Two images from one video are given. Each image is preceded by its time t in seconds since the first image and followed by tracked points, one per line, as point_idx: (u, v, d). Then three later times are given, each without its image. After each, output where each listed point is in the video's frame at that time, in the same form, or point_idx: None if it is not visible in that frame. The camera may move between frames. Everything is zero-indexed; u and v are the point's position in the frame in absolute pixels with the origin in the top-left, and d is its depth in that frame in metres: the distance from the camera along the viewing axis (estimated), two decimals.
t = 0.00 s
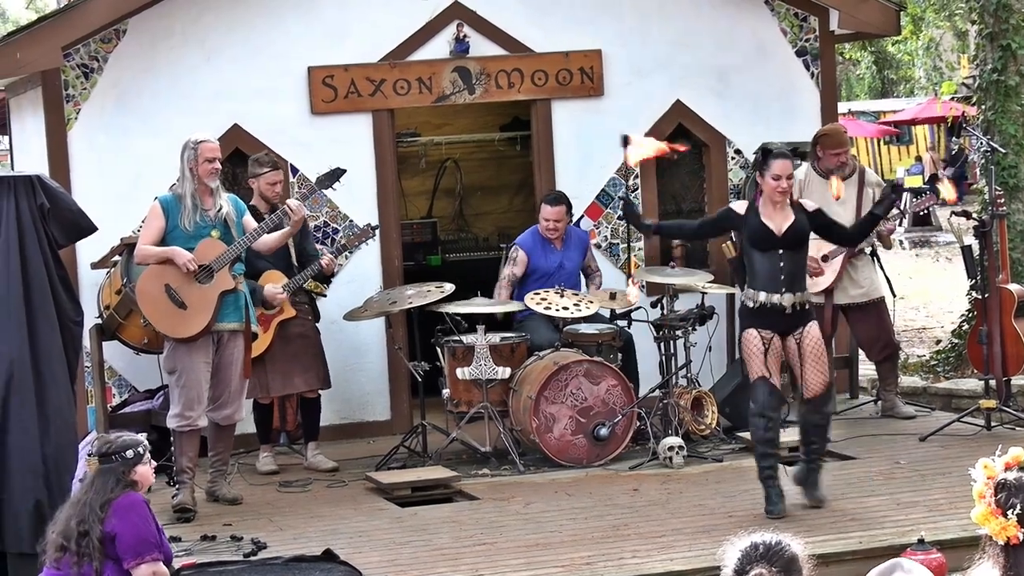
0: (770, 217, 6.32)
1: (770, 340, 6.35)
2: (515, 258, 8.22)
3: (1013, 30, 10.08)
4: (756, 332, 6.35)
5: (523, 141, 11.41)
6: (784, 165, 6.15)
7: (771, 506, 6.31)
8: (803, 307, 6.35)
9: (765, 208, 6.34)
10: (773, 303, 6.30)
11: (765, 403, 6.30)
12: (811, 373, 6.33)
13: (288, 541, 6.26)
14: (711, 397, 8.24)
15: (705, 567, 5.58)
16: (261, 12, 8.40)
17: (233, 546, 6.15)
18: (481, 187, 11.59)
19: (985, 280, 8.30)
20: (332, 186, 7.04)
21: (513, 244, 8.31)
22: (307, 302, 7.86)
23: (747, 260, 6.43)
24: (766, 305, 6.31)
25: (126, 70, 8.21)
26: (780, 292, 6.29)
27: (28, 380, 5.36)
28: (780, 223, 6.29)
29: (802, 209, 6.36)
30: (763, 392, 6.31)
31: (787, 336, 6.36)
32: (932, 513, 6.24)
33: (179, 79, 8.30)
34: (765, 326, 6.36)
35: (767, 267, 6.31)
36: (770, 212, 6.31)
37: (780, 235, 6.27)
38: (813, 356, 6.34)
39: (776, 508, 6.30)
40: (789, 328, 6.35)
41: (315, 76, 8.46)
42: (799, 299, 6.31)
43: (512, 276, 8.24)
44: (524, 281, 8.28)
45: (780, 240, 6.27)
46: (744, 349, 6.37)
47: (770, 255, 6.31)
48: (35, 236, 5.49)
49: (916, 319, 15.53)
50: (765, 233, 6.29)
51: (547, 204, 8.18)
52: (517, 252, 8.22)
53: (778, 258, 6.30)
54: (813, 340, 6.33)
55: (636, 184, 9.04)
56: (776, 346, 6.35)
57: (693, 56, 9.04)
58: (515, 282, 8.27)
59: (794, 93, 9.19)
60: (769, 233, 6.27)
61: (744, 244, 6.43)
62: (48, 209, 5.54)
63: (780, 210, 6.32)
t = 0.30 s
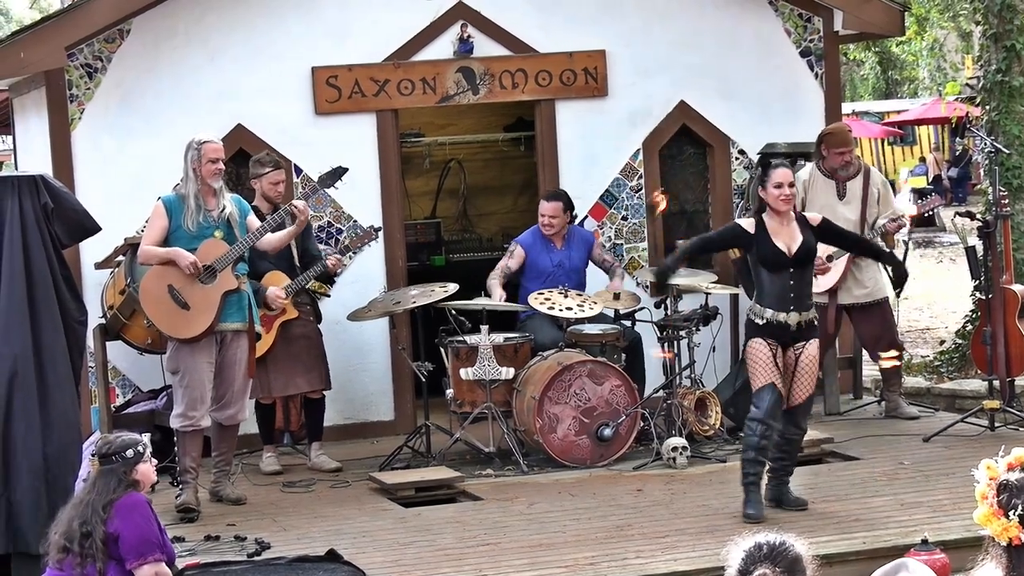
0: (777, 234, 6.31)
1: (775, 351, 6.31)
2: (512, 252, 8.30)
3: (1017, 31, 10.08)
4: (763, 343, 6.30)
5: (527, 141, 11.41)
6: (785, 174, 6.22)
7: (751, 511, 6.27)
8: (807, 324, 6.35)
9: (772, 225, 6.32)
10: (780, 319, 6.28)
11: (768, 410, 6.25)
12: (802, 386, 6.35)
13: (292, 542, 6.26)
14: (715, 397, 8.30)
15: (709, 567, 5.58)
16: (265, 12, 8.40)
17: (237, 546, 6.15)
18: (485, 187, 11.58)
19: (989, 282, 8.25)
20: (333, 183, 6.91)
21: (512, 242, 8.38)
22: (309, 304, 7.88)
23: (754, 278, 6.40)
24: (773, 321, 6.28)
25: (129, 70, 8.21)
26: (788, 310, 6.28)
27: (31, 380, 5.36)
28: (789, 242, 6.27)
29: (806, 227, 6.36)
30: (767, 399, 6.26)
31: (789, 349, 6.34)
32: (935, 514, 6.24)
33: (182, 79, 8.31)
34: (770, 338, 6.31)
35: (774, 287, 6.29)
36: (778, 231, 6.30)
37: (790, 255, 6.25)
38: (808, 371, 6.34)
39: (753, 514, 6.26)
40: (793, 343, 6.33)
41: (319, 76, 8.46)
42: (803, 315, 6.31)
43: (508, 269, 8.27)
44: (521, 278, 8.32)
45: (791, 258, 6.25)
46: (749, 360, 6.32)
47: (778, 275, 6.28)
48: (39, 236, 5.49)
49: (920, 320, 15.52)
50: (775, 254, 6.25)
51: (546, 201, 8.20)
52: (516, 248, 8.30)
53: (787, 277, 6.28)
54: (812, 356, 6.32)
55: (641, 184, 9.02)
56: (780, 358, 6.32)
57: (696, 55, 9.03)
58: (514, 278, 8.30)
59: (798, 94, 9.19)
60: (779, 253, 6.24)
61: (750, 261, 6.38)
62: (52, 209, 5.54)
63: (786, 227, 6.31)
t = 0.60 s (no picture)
0: (774, 237, 6.32)
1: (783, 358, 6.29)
2: (515, 250, 8.24)
3: (1018, 31, 10.07)
4: (768, 351, 6.28)
5: (529, 141, 11.41)
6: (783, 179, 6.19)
7: (789, 507, 6.29)
8: (807, 329, 6.32)
9: (767, 229, 6.34)
10: (780, 324, 6.27)
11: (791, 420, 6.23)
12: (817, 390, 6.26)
13: (294, 542, 6.27)
14: (717, 397, 8.21)
15: (711, 567, 5.58)
16: (266, 12, 8.41)
17: (239, 546, 6.16)
18: (486, 187, 11.59)
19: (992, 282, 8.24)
20: (335, 182, 6.87)
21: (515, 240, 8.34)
22: (312, 302, 7.88)
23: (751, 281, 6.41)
24: (773, 326, 6.27)
25: (131, 70, 8.22)
26: (788, 314, 6.27)
27: (33, 380, 5.36)
28: (786, 245, 6.30)
29: (803, 230, 6.37)
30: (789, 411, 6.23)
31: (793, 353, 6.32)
32: (937, 514, 6.24)
33: (184, 79, 8.31)
34: (775, 344, 6.29)
35: (771, 290, 6.31)
36: (775, 234, 6.31)
37: (787, 257, 6.28)
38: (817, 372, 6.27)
39: (795, 509, 6.28)
40: (798, 345, 6.31)
41: (321, 76, 8.47)
42: (803, 321, 6.29)
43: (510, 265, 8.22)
44: (523, 277, 8.32)
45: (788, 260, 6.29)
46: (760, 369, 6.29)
47: (775, 276, 6.31)
48: (40, 236, 5.49)
49: (922, 319, 15.52)
50: (773, 256, 6.29)
51: (549, 202, 8.22)
52: (519, 245, 8.25)
53: (784, 279, 6.31)
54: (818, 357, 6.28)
55: (643, 184, 9.03)
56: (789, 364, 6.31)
57: (698, 55, 9.03)
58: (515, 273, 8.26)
59: (801, 93, 9.19)
60: (776, 255, 6.28)
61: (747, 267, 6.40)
62: (54, 209, 5.55)
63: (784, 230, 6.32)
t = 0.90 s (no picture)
0: (777, 237, 6.28)
1: (787, 359, 6.26)
2: (516, 252, 8.25)
3: (1018, 30, 10.07)
4: (771, 354, 6.25)
5: (529, 141, 11.41)
6: (781, 180, 6.16)
7: (789, 507, 6.30)
8: (811, 329, 6.28)
9: (768, 230, 6.30)
10: (786, 324, 6.23)
11: (796, 426, 6.26)
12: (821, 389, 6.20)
13: (295, 542, 6.27)
14: (717, 396, 8.23)
15: (712, 567, 5.58)
16: (267, 11, 8.41)
17: (239, 546, 6.16)
18: (486, 187, 11.58)
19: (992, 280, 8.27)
20: (336, 182, 6.89)
21: (515, 241, 8.33)
22: (311, 302, 7.89)
23: (755, 280, 6.37)
24: (778, 325, 6.23)
25: (131, 70, 8.22)
26: (793, 313, 6.24)
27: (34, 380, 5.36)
28: (789, 244, 6.27)
29: (803, 231, 6.35)
30: (792, 418, 6.27)
31: (797, 351, 6.27)
32: (937, 513, 6.24)
33: (184, 79, 8.31)
34: (780, 345, 6.25)
35: (777, 289, 6.25)
36: (777, 234, 6.28)
37: (793, 256, 6.24)
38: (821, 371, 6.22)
39: (795, 509, 6.29)
40: (800, 343, 6.26)
41: (321, 76, 8.47)
42: (807, 321, 6.25)
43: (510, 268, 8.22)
44: (525, 277, 8.32)
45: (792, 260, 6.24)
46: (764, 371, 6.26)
47: (782, 276, 6.25)
48: (41, 236, 5.49)
49: (921, 319, 15.52)
50: (778, 257, 6.24)
51: (550, 201, 8.21)
52: (519, 247, 8.25)
53: (790, 279, 6.25)
54: (821, 353, 6.22)
55: (643, 183, 9.03)
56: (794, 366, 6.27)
57: (699, 55, 9.03)
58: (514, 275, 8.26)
59: (801, 93, 9.19)
60: (784, 255, 6.23)
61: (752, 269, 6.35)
62: (54, 209, 5.55)
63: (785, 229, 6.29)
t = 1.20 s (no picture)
0: (783, 231, 6.25)
1: (794, 360, 6.24)
2: (518, 258, 8.26)
3: (1018, 30, 10.07)
4: (778, 354, 6.25)
5: (529, 141, 11.41)
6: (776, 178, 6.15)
7: (790, 507, 6.31)
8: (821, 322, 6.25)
9: (773, 224, 6.28)
10: (793, 317, 6.20)
11: (792, 428, 6.27)
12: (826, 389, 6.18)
13: (295, 542, 6.27)
14: (718, 396, 8.24)
15: (712, 566, 5.58)
16: (267, 11, 8.41)
17: (239, 546, 6.16)
18: (486, 187, 11.59)
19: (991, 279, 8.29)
20: (330, 172, 6.89)
21: (516, 245, 8.35)
22: (313, 302, 7.89)
23: (761, 275, 6.34)
24: (787, 321, 6.20)
25: (131, 70, 8.22)
26: (799, 307, 6.20)
27: (34, 379, 5.36)
28: (794, 238, 6.22)
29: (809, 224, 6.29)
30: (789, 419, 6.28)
31: (808, 347, 6.25)
32: (937, 512, 6.23)
33: (184, 79, 8.31)
34: (787, 346, 6.24)
35: (784, 283, 6.22)
36: (782, 227, 6.25)
37: (797, 249, 6.19)
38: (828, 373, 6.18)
39: (795, 509, 6.30)
40: (810, 340, 6.23)
41: (321, 76, 8.46)
42: (816, 314, 6.21)
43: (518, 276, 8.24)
44: (527, 280, 8.31)
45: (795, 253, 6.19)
46: (768, 369, 6.27)
47: (788, 270, 6.21)
48: (41, 236, 5.49)
49: (922, 318, 15.52)
50: (781, 250, 6.20)
51: (548, 206, 8.21)
52: (522, 252, 8.26)
53: (796, 273, 6.20)
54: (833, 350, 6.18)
55: (643, 183, 9.03)
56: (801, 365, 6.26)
57: (698, 55, 9.03)
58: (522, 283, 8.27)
59: (801, 93, 9.19)
60: (787, 248, 6.19)
61: (758, 264, 6.34)
62: (54, 209, 5.55)
63: (789, 222, 6.25)
